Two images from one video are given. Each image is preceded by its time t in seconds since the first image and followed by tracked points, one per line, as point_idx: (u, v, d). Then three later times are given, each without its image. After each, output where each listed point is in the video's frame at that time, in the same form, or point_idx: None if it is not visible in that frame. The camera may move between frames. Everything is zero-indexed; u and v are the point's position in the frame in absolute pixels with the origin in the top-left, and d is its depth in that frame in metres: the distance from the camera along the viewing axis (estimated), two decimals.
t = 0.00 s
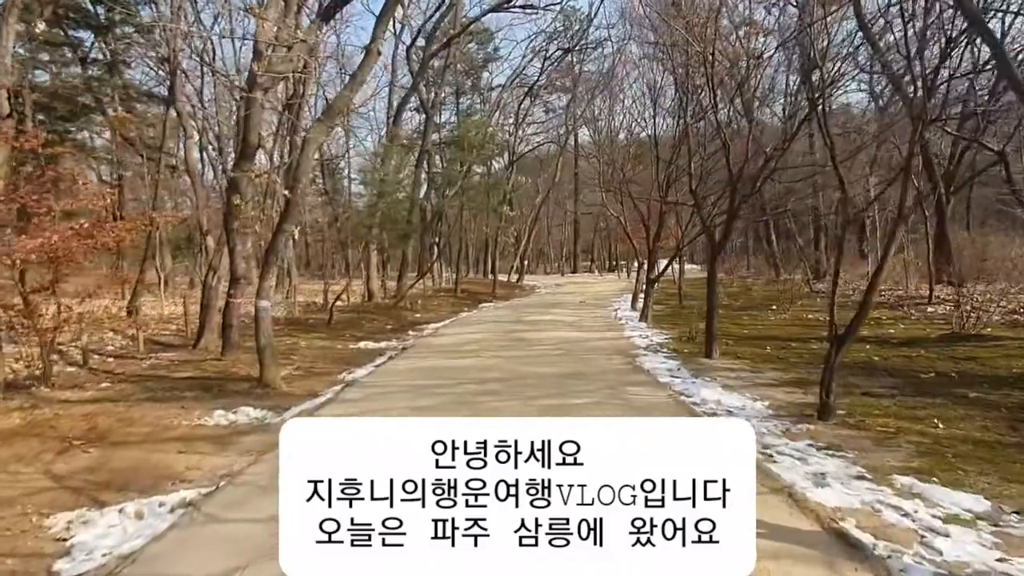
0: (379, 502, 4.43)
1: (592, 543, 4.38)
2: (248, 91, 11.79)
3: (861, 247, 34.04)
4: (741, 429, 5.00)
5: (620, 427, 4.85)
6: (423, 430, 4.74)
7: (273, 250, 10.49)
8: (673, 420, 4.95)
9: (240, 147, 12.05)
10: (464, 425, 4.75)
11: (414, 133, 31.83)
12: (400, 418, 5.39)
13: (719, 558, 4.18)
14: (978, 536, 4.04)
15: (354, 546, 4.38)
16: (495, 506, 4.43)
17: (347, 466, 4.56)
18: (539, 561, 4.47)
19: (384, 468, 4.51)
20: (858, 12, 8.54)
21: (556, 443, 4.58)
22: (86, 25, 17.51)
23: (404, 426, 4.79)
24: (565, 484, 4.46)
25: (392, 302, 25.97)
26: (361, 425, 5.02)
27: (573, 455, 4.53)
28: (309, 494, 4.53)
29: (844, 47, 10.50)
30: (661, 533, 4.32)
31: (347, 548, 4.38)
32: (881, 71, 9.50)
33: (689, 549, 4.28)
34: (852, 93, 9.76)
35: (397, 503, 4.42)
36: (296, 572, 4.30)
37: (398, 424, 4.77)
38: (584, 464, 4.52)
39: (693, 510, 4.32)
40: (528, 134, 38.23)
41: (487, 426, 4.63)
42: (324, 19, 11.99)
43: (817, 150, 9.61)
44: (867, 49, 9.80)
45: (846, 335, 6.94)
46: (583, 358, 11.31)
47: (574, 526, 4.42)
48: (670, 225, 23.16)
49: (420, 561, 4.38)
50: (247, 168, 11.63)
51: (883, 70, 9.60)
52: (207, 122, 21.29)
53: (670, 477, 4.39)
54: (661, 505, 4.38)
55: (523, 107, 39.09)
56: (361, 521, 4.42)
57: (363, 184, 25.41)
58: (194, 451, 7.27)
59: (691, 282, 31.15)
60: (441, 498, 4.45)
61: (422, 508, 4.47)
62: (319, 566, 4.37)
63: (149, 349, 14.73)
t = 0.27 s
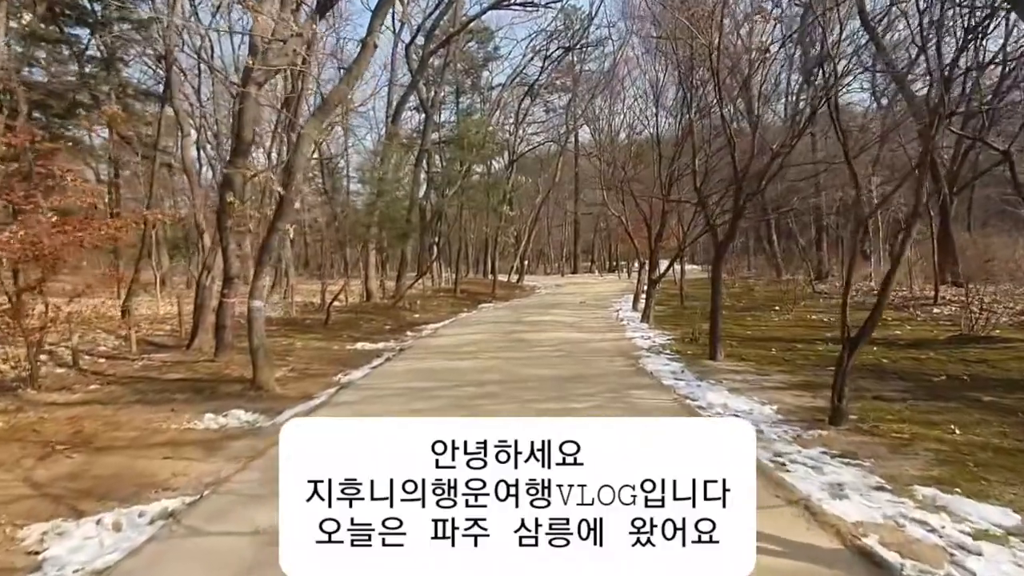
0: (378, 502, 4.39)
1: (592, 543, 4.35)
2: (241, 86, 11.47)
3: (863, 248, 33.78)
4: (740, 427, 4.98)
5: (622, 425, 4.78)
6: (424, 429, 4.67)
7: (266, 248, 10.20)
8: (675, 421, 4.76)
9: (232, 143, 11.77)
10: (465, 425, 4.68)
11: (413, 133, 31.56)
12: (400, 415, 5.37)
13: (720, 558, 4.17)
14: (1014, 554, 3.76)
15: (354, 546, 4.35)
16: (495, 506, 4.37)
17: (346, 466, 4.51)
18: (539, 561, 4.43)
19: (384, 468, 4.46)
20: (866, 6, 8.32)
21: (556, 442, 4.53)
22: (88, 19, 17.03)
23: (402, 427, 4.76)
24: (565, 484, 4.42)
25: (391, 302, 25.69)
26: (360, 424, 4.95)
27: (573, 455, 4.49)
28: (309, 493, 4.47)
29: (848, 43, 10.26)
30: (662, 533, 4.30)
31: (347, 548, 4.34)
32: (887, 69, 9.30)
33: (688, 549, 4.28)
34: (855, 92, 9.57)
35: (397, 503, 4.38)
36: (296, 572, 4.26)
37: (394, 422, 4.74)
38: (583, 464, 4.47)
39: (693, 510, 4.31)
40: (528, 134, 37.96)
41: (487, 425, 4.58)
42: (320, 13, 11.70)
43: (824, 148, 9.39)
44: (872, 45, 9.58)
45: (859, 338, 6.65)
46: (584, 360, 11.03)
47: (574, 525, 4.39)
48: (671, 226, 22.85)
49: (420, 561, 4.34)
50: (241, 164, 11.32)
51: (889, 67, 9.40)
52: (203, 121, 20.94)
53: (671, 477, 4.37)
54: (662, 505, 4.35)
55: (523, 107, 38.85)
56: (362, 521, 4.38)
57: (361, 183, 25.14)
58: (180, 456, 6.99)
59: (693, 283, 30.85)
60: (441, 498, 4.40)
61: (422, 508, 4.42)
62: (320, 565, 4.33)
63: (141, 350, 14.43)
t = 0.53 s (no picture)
0: (378, 501, 4.52)
1: (592, 544, 4.46)
2: (223, 81, 11.08)
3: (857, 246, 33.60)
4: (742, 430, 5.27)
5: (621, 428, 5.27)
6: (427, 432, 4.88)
7: (248, 249, 9.85)
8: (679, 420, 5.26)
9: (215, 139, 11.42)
10: (463, 428, 4.89)
11: (405, 131, 31.10)
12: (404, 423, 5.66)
13: (720, 558, 4.26)
14: None
15: (354, 546, 4.45)
16: (494, 506, 4.50)
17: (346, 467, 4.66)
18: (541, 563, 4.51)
19: (384, 468, 4.62)
20: None
21: (556, 443, 4.72)
22: (71, 19, 16.37)
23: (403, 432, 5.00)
24: (565, 484, 4.56)
25: (381, 303, 25.25)
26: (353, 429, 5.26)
27: (573, 455, 4.66)
28: (309, 494, 4.62)
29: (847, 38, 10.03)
30: (661, 533, 4.40)
31: (347, 548, 4.44)
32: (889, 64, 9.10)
33: (688, 548, 4.38)
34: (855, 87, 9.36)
35: (397, 503, 4.50)
36: (297, 570, 4.30)
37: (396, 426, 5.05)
38: (582, 465, 4.63)
39: (693, 509, 4.41)
40: (521, 133, 37.54)
41: (488, 428, 4.77)
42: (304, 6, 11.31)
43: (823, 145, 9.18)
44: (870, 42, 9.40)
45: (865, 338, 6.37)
46: (578, 363, 10.72)
47: (574, 526, 4.50)
48: (665, 223, 22.49)
49: (420, 561, 4.43)
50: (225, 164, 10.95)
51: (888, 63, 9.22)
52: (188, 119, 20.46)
53: (671, 477, 4.50)
54: (661, 505, 4.47)
55: (515, 105, 38.44)
56: (362, 521, 4.49)
57: (351, 182, 24.72)
58: (154, 467, 6.67)
59: (687, 283, 30.52)
60: (440, 498, 4.54)
61: (422, 508, 4.55)
62: (319, 566, 4.36)
63: (122, 354, 14.00)
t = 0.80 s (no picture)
0: (378, 501, 4.29)
1: (592, 543, 4.31)
2: (197, 76, 10.71)
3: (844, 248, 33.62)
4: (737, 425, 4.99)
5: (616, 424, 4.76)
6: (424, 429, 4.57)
7: (222, 250, 9.49)
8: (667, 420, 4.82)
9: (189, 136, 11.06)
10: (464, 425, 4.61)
11: (390, 131, 30.77)
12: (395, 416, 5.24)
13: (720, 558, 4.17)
14: None
15: (354, 546, 4.25)
16: (494, 506, 4.32)
17: (346, 465, 4.40)
18: (538, 562, 4.38)
19: (384, 467, 4.37)
20: None
21: (556, 442, 4.48)
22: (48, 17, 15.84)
23: (398, 425, 4.61)
24: (566, 484, 4.36)
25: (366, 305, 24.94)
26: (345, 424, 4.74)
27: (573, 455, 4.43)
28: (309, 493, 4.38)
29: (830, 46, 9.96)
30: (661, 533, 4.28)
31: (347, 549, 4.24)
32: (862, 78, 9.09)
33: (688, 548, 4.26)
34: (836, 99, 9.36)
35: (397, 503, 4.28)
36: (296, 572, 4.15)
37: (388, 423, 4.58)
38: (584, 464, 4.41)
39: (692, 510, 4.28)
40: (508, 134, 37.29)
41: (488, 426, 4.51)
42: None
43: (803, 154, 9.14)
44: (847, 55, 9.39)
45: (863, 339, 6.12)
46: (563, 368, 10.45)
47: (574, 525, 4.34)
48: (653, 225, 22.29)
49: (419, 562, 4.25)
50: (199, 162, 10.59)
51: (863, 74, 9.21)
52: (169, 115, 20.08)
53: (672, 477, 4.34)
54: (661, 505, 4.33)
55: (502, 106, 38.19)
56: (362, 521, 4.28)
57: (337, 186, 24.57)
58: (117, 479, 6.33)
59: (675, 285, 30.35)
60: (441, 498, 4.32)
61: (422, 507, 4.34)
62: (319, 566, 4.24)
63: (95, 358, 13.59)
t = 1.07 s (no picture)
0: (378, 502, 4.37)
1: (592, 543, 4.37)
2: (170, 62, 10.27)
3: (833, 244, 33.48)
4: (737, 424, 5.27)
5: (622, 428, 5.12)
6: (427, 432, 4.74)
7: (194, 243, 9.10)
8: (671, 422, 5.16)
9: (161, 125, 10.62)
10: (464, 427, 4.75)
11: (376, 124, 30.27)
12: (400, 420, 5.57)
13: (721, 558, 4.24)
14: None
15: (355, 546, 4.32)
16: (495, 506, 4.39)
17: (345, 466, 4.49)
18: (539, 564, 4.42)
19: (384, 468, 4.46)
20: None
21: (556, 442, 4.62)
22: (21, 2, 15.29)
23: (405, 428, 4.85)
24: (566, 484, 4.46)
25: (351, 300, 24.49)
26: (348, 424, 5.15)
27: (573, 455, 4.56)
28: (309, 494, 4.44)
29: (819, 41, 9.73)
30: (662, 533, 4.34)
31: (347, 548, 4.32)
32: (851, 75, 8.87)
33: (688, 549, 4.33)
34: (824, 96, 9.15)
35: (397, 503, 4.36)
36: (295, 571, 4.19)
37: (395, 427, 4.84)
38: (583, 464, 4.54)
39: (693, 509, 4.35)
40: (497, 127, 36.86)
41: (487, 427, 4.64)
42: None
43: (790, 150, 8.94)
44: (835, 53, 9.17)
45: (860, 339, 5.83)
46: (550, 366, 10.13)
47: (574, 526, 4.42)
48: (642, 219, 21.96)
49: (419, 562, 4.30)
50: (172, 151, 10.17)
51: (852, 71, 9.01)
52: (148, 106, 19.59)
53: (672, 477, 4.43)
54: (662, 505, 4.40)
55: (491, 99, 37.76)
56: (362, 521, 4.36)
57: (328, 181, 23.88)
58: (74, 486, 5.96)
59: (664, 280, 30.08)
60: (441, 498, 4.41)
61: (422, 508, 4.42)
62: (319, 566, 4.26)
63: (66, 355, 13.12)
